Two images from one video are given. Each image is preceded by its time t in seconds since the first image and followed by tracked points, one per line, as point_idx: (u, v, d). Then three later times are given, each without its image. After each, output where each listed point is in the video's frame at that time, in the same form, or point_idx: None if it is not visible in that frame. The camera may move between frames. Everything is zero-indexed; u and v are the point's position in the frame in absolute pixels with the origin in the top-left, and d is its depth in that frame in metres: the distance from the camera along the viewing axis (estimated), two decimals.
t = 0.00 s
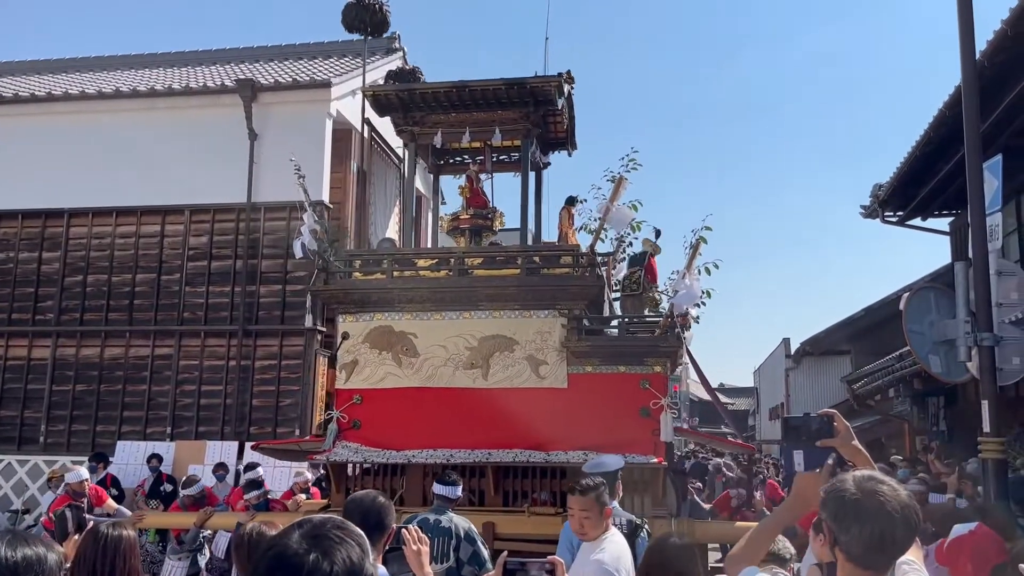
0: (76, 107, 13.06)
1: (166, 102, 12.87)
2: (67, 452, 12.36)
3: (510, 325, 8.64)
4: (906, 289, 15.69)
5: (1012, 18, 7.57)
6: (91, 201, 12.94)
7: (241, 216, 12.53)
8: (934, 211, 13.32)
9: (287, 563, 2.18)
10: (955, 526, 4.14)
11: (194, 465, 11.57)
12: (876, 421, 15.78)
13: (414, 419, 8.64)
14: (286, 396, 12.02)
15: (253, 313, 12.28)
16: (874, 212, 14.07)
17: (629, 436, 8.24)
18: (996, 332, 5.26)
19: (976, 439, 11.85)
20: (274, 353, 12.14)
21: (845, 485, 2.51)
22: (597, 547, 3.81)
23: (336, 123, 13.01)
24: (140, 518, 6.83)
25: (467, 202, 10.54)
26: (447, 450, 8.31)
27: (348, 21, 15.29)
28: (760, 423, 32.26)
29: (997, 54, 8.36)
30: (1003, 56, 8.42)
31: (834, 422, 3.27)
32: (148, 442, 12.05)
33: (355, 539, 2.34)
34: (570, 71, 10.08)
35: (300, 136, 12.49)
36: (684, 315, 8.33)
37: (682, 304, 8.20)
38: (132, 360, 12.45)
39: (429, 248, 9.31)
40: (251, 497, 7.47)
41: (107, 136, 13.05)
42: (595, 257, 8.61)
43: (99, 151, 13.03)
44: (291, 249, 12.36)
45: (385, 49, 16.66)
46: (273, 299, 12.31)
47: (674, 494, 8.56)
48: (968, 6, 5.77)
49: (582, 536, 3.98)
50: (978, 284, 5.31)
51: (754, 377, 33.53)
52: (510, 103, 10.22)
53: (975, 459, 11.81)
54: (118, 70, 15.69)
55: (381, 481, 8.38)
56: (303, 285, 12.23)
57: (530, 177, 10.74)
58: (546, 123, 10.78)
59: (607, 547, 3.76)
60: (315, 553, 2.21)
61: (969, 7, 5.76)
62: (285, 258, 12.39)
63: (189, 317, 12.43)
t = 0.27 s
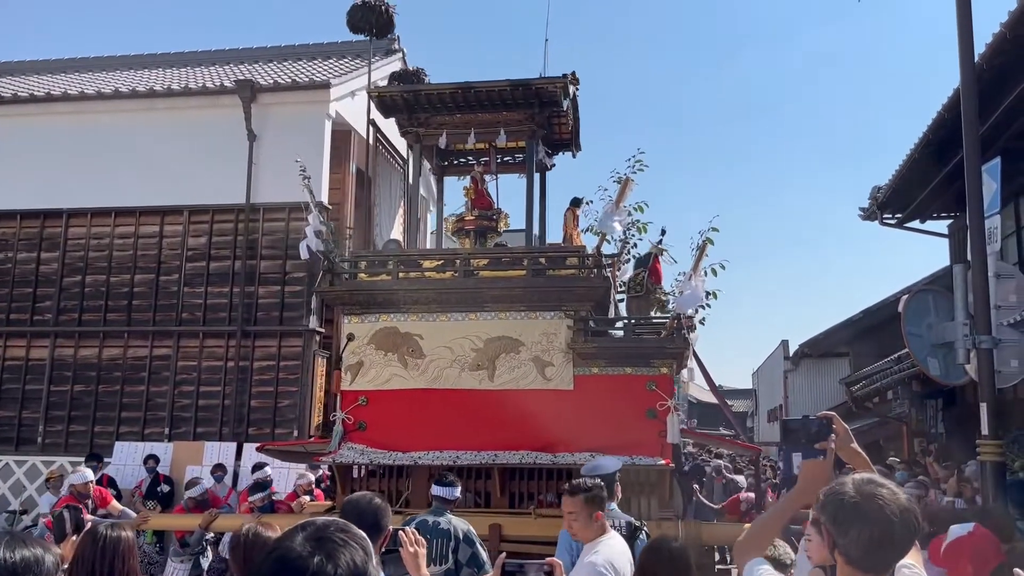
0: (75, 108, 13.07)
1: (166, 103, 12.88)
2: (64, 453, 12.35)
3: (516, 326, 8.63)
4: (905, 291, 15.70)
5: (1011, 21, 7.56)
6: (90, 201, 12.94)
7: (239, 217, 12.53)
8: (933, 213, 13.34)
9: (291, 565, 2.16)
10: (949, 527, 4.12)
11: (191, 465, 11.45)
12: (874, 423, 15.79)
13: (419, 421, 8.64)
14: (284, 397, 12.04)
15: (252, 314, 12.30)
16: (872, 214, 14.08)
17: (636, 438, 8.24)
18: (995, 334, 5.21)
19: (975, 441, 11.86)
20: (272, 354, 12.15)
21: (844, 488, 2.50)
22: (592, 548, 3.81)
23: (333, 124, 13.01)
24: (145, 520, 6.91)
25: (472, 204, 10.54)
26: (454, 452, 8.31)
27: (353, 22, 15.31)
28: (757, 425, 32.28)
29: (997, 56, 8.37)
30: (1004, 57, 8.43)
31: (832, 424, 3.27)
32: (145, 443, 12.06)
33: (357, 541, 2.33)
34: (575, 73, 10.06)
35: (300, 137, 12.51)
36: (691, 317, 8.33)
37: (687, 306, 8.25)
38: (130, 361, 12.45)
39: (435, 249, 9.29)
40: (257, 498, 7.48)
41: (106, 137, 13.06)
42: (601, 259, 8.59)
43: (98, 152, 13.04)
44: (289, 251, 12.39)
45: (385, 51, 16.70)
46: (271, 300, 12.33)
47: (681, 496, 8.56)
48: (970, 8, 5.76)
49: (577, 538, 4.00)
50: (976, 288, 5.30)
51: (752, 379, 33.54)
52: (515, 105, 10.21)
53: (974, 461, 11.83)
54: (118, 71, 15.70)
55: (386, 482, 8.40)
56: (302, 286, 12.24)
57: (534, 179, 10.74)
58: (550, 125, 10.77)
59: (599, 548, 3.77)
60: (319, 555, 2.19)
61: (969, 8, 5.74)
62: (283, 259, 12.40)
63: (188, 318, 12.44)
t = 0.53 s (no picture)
0: (74, 108, 13.05)
1: (165, 103, 12.88)
2: (62, 453, 12.29)
3: (522, 327, 8.63)
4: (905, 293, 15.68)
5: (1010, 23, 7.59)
6: (89, 201, 12.91)
7: (238, 217, 12.53)
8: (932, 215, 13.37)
9: (290, 566, 2.16)
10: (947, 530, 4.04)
11: (190, 466, 11.16)
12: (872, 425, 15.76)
13: (424, 422, 8.63)
14: (282, 398, 12.02)
15: (250, 315, 12.26)
16: (871, 216, 14.11)
17: (642, 440, 8.23)
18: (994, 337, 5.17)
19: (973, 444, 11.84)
20: (271, 355, 12.13)
21: (840, 490, 2.49)
22: (589, 545, 3.85)
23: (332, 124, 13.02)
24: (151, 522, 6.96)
25: (477, 205, 10.52)
26: (460, 454, 8.32)
27: (359, 24, 15.33)
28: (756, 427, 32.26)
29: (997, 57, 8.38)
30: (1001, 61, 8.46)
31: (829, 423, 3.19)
32: (141, 444, 11.84)
33: (357, 543, 2.32)
34: (580, 74, 10.04)
35: (300, 138, 12.51)
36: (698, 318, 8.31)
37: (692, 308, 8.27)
38: (128, 362, 12.41)
39: (440, 250, 9.28)
40: (262, 500, 7.48)
41: (107, 137, 13.04)
42: (607, 260, 8.58)
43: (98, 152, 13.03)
44: (288, 252, 12.37)
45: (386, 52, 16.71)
46: (270, 301, 12.30)
47: (688, 497, 8.56)
48: (971, 6, 5.71)
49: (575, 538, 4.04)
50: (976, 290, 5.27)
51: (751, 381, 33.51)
52: (520, 106, 10.20)
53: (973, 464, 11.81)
54: (119, 71, 15.70)
55: (392, 484, 8.40)
56: (301, 287, 12.22)
57: (539, 180, 10.76)
58: (554, 126, 10.75)
59: (594, 545, 3.80)
60: (317, 557, 2.19)
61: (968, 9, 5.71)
62: (282, 259, 12.36)
63: (187, 319, 12.39)
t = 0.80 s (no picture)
0: (75, 107, 13.07)
1: (166, 103, 12.91)
2: (62, 453, 12.26)
3: (529, 329, 8.63)
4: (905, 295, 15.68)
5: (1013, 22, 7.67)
6: (89, 201, 12.93)
7: (238, 217, 12.56)
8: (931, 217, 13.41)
9: (290, 568, 2.15)
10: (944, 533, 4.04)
11: (189, 467, 11.18)
12: (871, 427, 15.74)
13: (431, 423, 8.61)
14: (281, 399, 12.02)
15: (249, 315, 12.28)
16: (870, 219, 14.12)
17: (650, 441, 8.23)
18: (993, 339, 5.15)
19: (971, 445, 11.83)
20: (270, 355, 12.14)
21: (839, 492, 2.50)
22: (588, 544, 3.83)
23: (332, 124, 13.05)
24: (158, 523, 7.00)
25: (483, 206, 10.53)
26: (468, 455, 8.34)
27: (366, 25, 15.36)
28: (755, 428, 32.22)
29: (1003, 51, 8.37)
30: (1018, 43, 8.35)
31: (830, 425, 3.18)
32: (141, 446, 11.71)
33: (358, 546, 2.31)
34: (586, 75, 10.04)
35: (300, 138, 12.54)
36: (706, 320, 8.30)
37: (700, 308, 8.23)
38: (127, 362, 12.40)
39: (446, 251, 9.27)
40: (270, 501, 7.48)
41: (107, 137, 13.07)
42: (615, 261, 8.55)
43: (98, 152, 13.05)
44: (287, 253, 12.38)
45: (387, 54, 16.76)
46: (270, 301, 12.31)
47: (696, 498, 8.53)
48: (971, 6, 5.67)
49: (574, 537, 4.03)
50: (975, 293, 5.27)
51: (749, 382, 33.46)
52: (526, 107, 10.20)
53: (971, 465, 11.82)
54: (120, 71, 15.72)
55: (399, 485, 8.35)
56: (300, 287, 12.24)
57: (546, 181, 10.76)
58: (560, 127, 10.76)
59: (592, 544, 3.79)
60: (318, 559, 2.18)
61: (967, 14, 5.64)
62: (282, 260, 12.38)
63: (186, 319, 12.41)
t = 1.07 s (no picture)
0: (76, 108, 13.14)
1: (165, 104, 12.95)
2: (61, 453, 12.31)
3: (535, 330, 8.61)
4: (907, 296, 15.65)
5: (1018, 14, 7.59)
6: (89, 201, 12.98)
7: (238, 218, 12.59)
8: (930, 219, 13.37)
9: (287, 570, 2.15)
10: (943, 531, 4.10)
11: (189, 467, 11.20)
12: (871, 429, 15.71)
13: (437, 424, 8.60)
14: (280, 399, 12.05)
15: (249, 316, 12.31)
16: (870, 220, 14.10)
17: (656, 443, 8.21)
18: (993, 340, 5.12)
19: (971, 447, 11.80)
20: (269, 356, 12.17)
21: (835, 495, 2.50)
22: (587, 543, 3.83)
23: (332, 125, 13.08)
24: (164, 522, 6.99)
25: (489, 206, 10.51)
26: (474, 456, 8.34)
27: (374, 26, 15.42)
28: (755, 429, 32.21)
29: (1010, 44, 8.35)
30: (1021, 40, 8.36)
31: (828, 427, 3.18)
32: (142, 445, 11.67)
33: (354, 548, 2.31)
34: (593, 75, 10.02)
35: (299, 139, 12.56)
36: (713, 321, 8.26)
37: (708, 308, 8.16)
38: (127, 362, 12.43)
39: (451, 252, 9.27)
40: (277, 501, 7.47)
41: (108, 137, 13.11)
42: (622, 262, 8.53)
43: (98, 152, 13.09)
44: (287, 254, 12.41)
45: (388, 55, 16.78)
46: (269, 302, 12.34)
47: (703, 501, 8.51)
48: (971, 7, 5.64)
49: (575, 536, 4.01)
50: (975, 294, 5.22)
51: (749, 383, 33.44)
52: (533, 107, 10.18)
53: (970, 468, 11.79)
54: (122, 72, 15.77)
55: (405, 486, 8.31)
56: (299, 288, 12.26)
57: (553, 181, 10.75)
58: (567, 127, 10.75)
59: (591, 544, 3.79)
60: (314, 561, 2.18)
61: (968, 12, 5.62)
62: (281, 260, 12.41)
63: (186, 319, 12.45)
